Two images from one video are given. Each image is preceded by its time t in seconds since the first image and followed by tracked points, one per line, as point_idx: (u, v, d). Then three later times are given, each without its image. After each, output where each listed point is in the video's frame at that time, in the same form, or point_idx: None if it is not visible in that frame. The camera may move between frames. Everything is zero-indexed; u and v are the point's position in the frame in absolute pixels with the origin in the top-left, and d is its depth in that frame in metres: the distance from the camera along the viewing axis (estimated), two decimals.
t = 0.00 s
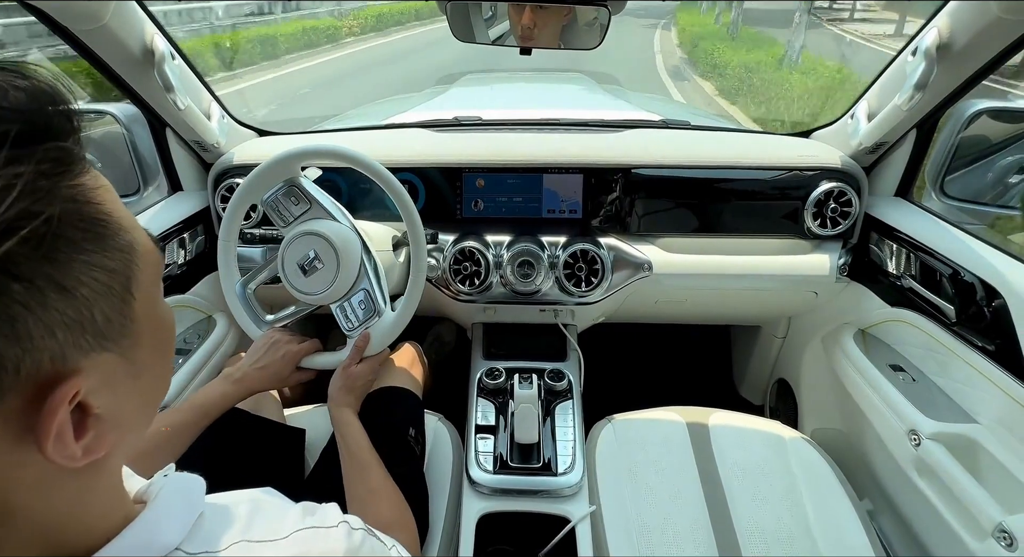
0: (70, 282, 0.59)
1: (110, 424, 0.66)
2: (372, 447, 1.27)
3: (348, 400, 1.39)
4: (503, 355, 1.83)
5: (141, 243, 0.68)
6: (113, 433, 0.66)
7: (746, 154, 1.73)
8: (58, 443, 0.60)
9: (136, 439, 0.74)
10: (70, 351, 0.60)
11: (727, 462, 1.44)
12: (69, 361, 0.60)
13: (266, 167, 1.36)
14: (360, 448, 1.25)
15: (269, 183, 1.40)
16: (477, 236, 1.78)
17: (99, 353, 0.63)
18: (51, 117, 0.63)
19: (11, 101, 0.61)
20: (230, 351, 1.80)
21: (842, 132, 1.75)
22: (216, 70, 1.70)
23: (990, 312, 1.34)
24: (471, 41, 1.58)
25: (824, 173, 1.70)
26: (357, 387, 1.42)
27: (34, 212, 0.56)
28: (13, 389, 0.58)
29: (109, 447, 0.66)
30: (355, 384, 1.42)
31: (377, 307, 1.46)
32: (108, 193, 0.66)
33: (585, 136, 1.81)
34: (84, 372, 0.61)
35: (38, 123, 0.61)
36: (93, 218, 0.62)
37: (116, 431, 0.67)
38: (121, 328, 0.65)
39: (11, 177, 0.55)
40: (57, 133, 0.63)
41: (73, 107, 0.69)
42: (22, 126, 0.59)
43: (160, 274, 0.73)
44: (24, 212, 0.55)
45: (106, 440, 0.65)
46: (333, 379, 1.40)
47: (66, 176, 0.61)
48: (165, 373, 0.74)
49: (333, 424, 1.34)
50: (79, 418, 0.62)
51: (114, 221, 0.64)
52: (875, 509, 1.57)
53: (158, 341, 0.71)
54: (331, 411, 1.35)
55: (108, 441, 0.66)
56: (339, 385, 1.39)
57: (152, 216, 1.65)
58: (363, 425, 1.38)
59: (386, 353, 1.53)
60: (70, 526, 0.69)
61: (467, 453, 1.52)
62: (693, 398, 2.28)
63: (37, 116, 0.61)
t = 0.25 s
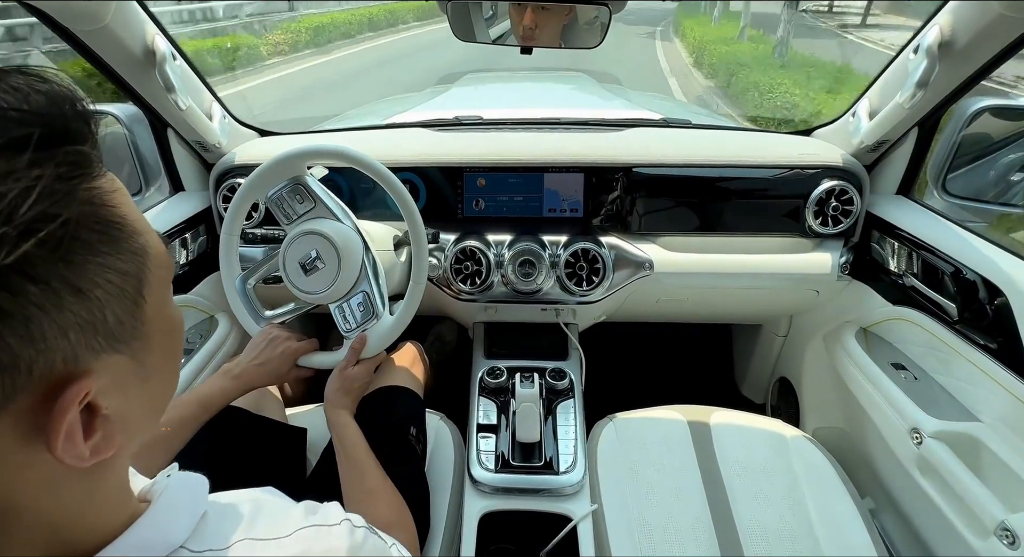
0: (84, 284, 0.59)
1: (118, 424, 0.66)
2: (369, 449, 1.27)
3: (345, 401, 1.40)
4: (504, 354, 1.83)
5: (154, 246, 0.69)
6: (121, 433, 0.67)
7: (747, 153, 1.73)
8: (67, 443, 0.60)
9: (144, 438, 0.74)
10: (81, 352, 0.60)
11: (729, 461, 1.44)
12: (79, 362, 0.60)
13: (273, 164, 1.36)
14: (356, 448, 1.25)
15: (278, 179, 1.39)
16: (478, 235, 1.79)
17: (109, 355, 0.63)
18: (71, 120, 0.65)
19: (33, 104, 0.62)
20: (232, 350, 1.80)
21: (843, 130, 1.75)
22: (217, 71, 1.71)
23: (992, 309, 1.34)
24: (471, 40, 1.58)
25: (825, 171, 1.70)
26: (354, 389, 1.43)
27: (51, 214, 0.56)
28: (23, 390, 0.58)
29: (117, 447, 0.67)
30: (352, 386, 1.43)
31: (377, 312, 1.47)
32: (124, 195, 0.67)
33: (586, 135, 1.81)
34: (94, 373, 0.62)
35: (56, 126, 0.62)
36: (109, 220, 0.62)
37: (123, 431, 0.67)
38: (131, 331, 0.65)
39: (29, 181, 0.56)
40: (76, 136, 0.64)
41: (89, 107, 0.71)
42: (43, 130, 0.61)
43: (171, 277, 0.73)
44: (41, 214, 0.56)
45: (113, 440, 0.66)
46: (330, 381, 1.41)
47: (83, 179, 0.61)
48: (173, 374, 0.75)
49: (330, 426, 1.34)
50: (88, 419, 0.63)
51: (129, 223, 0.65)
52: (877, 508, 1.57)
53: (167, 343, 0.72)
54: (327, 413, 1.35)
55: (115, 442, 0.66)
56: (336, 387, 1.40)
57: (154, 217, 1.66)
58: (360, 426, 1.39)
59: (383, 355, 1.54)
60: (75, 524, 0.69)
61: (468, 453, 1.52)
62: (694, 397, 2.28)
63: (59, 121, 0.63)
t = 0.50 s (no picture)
0: (68, 283, 0.59)
1: (108, 426, 0.66)
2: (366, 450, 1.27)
3: (342, 403, 1.40)
4: (505, 355, 1.83)
5: (143, 243, 0.68)
6: (111, 434, 0.66)
7: (748, 154, 1.73)
8: (55, 444, 0.60)
9: (136, 439, 0.74)
10: (68, 352, 0.60)
11: (730, 462, 1.44)
12: (66, 362, 0.60)
13: (275, 163, 1.36)
14: (353, 450, 1.25)
15: (278, 178, 1.39)
16: (479, 236, 1.78)
17: (97, 354, 0.63)
18: (55, 117, 0.65)
19: (17, 101, 0.62)
20: (232, 351, 1.80)
21: (844, 130, 1.74)
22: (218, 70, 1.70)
23: (994, 310, 1.33)
24: (472, 41, 1.58)
25: (826, 172, 1.70)
26: (351, 390, 1.43)
27: (32, 211, 0.56)
28: (10, 390, 0.57)
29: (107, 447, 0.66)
30: (348, 388, 1.43)
31: (377, 314, 1.47)
32: (109, 192, 0.66)
33: (587, 136, 1.81)
34: (83, 373, 0.61)
35: (39, 123, 0.62)
36: (93, 217, 0.62)
37: (113, 432, 0.67)
38: (120, 329, 0.65)
39: (9, 177, 0.56)
40: (60, 134, 0.64)
41: (74, 107, 0.70)
42: (22, 127, 0.60)
43: (161, 275, 0.73)
44: (21, 211, 0.55)
45: (103, 441, 0.65)
46: (327, 382, 1.41)
47: (65, 176, 0.61)
48: (165, 374, 0.74)
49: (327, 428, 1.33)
50: (77, 419, 0.62)
51: (115, 221, 0.65)
52: (879, 509, 1.56)
53: (158, 343, 0.71)
54: (325, 414, 1.35)
55: (106, 443, 0.66)
56: (333, 388, 1.40)
57: (154, 217, 1.65)
58: (357, 427, 1.38)
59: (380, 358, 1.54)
60: (67, 527, 0.69)
61: (468, 454, 1.51)
62: (695, 398, 2.28)
63: (43, 116, 0.63)
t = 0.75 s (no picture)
0: (64, 279, 0.59)
1: (104, 423, 0.66)
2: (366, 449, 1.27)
3: (342, 402, 1.40)
4: (504, 355, 1.83)
5: (142, 242, 0.69)
6: (108, 431, 0.67)
7: (749, 155, 1.73)
8: (52, 440, 0.60)
9: (134, 437, 0.74)
10: (64, 349, 0.60)
11: (729, 462, 1.44)
12: (63, 359, 0.60)
13: (275, 163, 1.36)
14: (353, 450, 1.25)
15: (279, 178, 1.39)
16: (479, 236, 1.79)
17: (94, 351, 0.63)
18: (51, 115, 0.65)
19: (14, 99, 0.63)
20: (233, 350, 1.80)
21: (844, 132, 1.74)
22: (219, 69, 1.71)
23: (994, 312, 1.33)
24: (473, 41, 1.58)
25: (827, 173, 1.70)
26: (350, 390, 1.43)
27: (26, 207, 0.56)
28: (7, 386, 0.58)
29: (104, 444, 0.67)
30: (348, 387, 1.43)
31: (377, 314, 1.47)
32: (106, 190, 0.67)
33: (587, 136, 1.81)
34: (80, 369, 0.62)
35: (37, 120, 0.64)
36: (90, 213, 0.62)
37: (110, 429, 0.67)
38: (118, 327, 0.65)
39: (4, 174, 0.56)
40: (56, 130, 0.65)
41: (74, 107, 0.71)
42: (19, 122, 0.62)
43: (160, 274, 0.74)
44: (15, 207, 0.55)
45: (99, 437, 0.65)
46: (327, 381, 1.41)
47: (61, 172, 0.62)
48: (163, 373, 0.75)
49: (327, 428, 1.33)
50: (74, 416, 0.63)
51: (113, 218, 0.65)
52: (878, 510, 1.56)
53: (156, 341, 0.72)
54: (324, 414, 1.35)
55: (102, 440, 0.66)
56: (332, 389, 1.40)
57: (154, 216, 1.65)
58: (357, 427, 1.39)
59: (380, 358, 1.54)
60: (65, 524, 0.69)
61: (468, 454, 1.52)
62: (695, 399, 2.28)
63: (39, 113, 0.64)
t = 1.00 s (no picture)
0: (58, 279, 0.59)
1: (100, 423, 0.66)
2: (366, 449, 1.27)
3: (342, 402, 1.40)
4: (505, 355, 1.83)
5: (138, 242, 0.69)
6: (105, 432, 0.67)
7: (749, 155, 1.73)
8: (46, 440, 0.60)
9: (133, 438, 0.74)
10: (59, 349, 0.60)
11: (729, 463, 1.44)
12: (58, 360, 0.60)
13: (276, 163, 1.36)
14: (353, 450, 1.25)
15: (280, 177, 1.39)
16: (479, 236, 1.79)
17: (90, 352, 0.63)
18: (47, 114, 0.65)
19: (8, 97, 0.63)
20: (233, 350, 1.81)
21: (845, 133, 1.73)
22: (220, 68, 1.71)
23: (995, 313, 1.33)
24: (474, 41, 1.58)
25: (828, 173, 1.69)
26: (350, 390, 1.43)
27: (17, 207, 0.56)
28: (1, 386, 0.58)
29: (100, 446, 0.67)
30: (348, 387, 1.43)
31: (377, 313, 1.47)
32: (103, 189, 0.66)
33: (588, 136, 1.81)
34: (74, 369, 0.62)
35: (32, 119, 0.63)
36: (84, 213, 0.62)
37: (107, 430, 0.67)
38: (113, 327, 0.65)
39: None
40: (51, 130, 0.64)
41: (70, 104, 0.71)
42: (12, 121, 0.61)
43: (157, 274, 0.73)
44: (6, 207, 0.55)
45: (96, 439, 0.66)
46: (327, 380, 1.40)
47: (54, 172, 0.61)
48: (161, 375, 0.74)
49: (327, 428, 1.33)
50: (70, 416, 0.63)
51: (108, 217, 0.65)
52: (879, 511, 1.56)
53: (153, 342, 0.72)
54: (324, 414, 1.35)
55: (98, 441, 0.66)
56: (333, 388, 1.40)
57: (154, 215, 1.65)
58: (357, 427, 1.38)
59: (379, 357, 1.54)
60: (63, 525, 0.69)
61: (468, 454, 1.51)
62: (696, 400, 2.28)
63: (34, 111, 0.64)
